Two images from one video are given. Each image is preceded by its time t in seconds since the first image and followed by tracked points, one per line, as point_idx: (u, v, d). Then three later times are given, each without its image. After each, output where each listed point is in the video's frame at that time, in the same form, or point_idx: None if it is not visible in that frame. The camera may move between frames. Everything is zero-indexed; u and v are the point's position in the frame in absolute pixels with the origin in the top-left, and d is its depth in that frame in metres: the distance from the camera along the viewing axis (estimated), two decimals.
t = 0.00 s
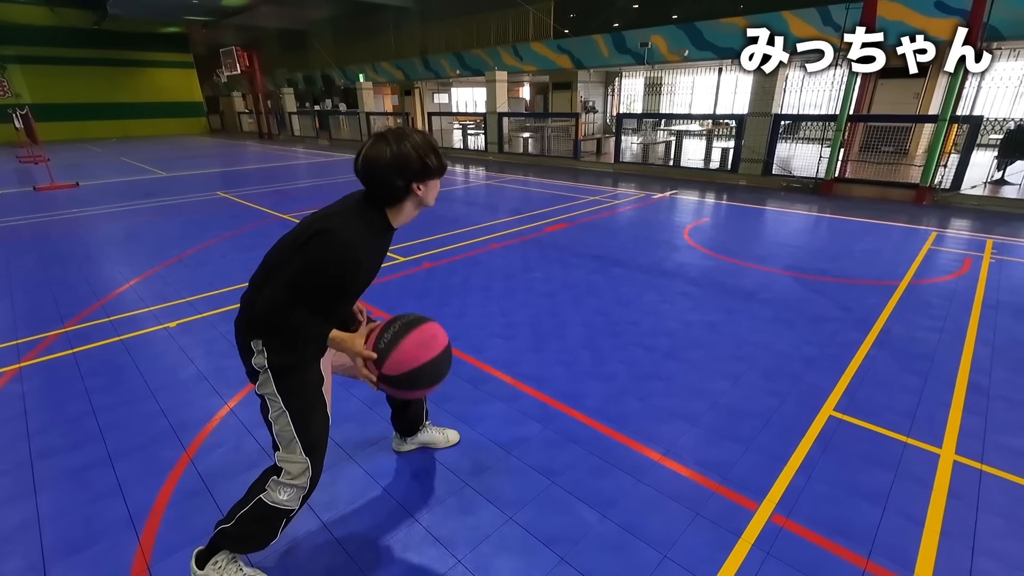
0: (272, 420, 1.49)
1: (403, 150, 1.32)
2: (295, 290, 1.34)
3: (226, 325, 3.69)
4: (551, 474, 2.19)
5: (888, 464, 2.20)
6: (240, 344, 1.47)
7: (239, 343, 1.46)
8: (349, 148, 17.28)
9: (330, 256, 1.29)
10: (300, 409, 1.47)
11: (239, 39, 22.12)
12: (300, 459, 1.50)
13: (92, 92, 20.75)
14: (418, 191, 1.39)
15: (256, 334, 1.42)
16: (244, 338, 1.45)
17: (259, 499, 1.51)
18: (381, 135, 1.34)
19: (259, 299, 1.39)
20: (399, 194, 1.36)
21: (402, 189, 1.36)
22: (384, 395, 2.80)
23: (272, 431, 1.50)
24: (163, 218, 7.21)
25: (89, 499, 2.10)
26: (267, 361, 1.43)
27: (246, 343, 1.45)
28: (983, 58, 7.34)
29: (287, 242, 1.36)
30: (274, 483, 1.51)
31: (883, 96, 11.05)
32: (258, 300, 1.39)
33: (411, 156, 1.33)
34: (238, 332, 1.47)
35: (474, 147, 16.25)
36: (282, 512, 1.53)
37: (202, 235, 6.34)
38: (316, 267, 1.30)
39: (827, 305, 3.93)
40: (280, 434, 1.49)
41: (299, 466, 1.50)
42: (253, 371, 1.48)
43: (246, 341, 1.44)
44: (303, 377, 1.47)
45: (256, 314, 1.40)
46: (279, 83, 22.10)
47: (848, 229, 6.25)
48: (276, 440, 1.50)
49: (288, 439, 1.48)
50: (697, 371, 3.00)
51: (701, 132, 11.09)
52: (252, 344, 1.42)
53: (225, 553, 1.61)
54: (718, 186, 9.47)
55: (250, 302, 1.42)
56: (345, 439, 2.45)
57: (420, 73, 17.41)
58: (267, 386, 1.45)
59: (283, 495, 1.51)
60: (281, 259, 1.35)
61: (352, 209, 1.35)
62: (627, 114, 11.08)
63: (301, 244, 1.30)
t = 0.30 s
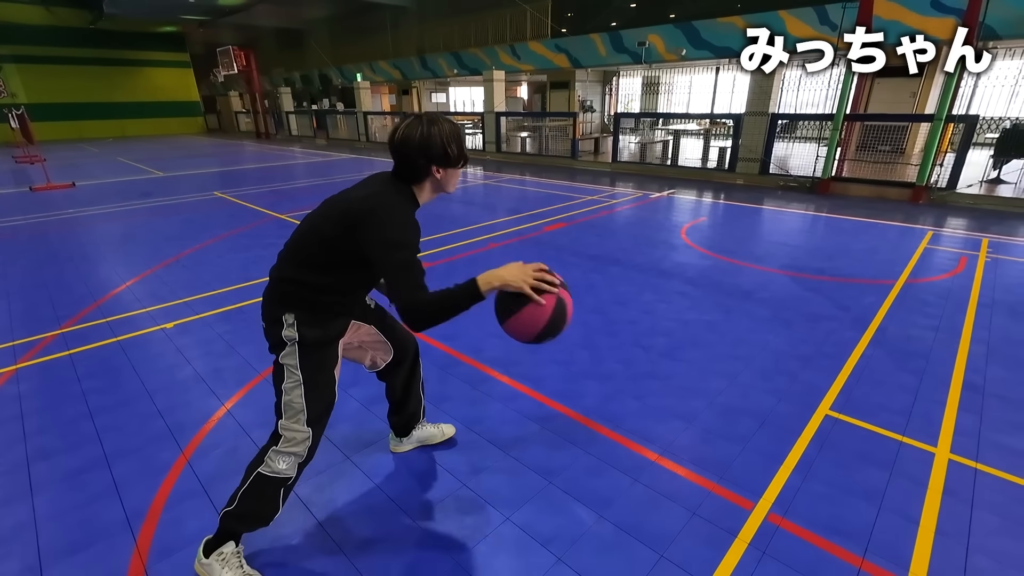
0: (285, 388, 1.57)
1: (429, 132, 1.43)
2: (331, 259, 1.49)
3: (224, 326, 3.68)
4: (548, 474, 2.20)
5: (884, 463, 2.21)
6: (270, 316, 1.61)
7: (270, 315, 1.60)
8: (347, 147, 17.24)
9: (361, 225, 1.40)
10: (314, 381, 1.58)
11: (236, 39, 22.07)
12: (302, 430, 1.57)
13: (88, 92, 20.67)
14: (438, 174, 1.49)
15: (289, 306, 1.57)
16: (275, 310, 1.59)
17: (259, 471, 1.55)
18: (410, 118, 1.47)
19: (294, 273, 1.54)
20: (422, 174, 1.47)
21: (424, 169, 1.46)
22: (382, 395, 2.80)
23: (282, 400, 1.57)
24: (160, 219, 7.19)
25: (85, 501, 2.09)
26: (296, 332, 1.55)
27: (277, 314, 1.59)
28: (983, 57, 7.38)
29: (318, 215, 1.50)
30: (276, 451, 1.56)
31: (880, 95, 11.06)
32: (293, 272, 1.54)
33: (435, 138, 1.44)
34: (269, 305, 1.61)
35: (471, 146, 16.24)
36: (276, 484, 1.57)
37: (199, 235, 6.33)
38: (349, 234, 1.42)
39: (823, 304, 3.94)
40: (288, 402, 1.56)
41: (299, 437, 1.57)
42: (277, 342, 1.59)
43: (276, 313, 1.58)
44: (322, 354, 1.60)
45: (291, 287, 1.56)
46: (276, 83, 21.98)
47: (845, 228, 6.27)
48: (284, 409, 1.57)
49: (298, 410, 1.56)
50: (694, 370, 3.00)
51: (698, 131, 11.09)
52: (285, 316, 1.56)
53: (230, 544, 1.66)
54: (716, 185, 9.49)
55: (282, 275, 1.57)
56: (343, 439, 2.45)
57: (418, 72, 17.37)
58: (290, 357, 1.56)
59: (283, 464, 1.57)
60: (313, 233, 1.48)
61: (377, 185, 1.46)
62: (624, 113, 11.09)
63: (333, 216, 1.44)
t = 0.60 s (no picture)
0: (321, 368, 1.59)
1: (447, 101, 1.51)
2: (364, 232, 1.50)
3: (219, 328, 3.67)
4: (544, 476, 2.20)
5: (877, 463, 2.22)
6: (297, 299, 1.60)
7: (299, 299, 1.59)
8: (343, 149, 17.20)
9: (392, 190, 1.41)
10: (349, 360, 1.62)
11: (233, 40, 22.03)
12: (339, 411, 1.64)
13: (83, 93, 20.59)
14: (448, 141, 1.55)
15: (326, 284, 1.56)
16: (303, 292, 1.57)
17: (293, 452, 1.62)
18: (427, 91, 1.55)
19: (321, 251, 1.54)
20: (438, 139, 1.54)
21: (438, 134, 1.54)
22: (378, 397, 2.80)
23: (320, 382, 1.61)
24: (155, 221, 7.16)
25: (79, 505, 2.09)
26: (334, 311, 1.56)
27: (306, 297, 1.57)
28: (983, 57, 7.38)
29: (340, 188, 1.52)
30: (311, 434, 1.63)
31: (875, 96, 11.12)
32: (320, 251, 1.54)
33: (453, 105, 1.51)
34: (294, 289, 1.60)
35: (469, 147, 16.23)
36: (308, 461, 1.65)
37: (195, 237, 6.31)
38: (379, 203, 1.43)
39: (818, 304, 3.95)
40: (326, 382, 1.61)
41: (336, 417, 1.64)
42: (309, 325, 1.58)
43: (304, 295, 1.57)
44: (354, 330, 1.63)
45: (318, 264, 1.55)
46: (273, 83, 21.92)
47: (840, 229, 6.30)
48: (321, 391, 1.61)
49: (336, 391, 1.62)
50: (689, 371, 3.01)
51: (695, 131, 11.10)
52: (318, 295, 1.55)
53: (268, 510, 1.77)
54: (712, 186, 9.51)
55: (308, 255, 1.56)
56: (339, 440, 2.45)
57: (415, 73, 17.38)
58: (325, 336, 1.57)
59: (317, 444, 1.64)
60: (339, 206, 1.49)
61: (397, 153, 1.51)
62: (621, 114, 11.11)
63: (359, 186, 1.46)
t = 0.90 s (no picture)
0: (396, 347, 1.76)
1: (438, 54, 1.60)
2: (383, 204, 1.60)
3: (210, 333, 3.66)
4: (536, 479, 2.21)
5: (865, 464, 2.25)
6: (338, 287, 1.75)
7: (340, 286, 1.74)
8: (336, 152, 17.14)
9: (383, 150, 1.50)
10: (415, 331, 1.77)
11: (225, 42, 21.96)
12: (433, 375, 1.81)
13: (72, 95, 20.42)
14: (456, 93, 1.65)
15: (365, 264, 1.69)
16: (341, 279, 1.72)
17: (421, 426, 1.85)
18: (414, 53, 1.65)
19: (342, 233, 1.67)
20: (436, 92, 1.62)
21: (442, 86, 1.62)
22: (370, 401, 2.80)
23: (405, 361, 1.78)
24: (146, 224, 7.11)
25: (67, 512, 2.07)
26: (377, 292, 1.70)
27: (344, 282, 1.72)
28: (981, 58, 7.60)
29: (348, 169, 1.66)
30: (429, 405, 1.83)
31: (863, 100, 11.25)
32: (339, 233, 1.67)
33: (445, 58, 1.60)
34: (333, 278, 1.76)
35: (462, 150, 16.23)
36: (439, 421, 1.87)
37: (186, 240, 6.28)
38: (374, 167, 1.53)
39: (807, 307, 3.99)
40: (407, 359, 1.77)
41: (433, 381, 1.81)
42: (357, 310, 1.73)
43: (346, 280, 1.71)
44: (403, 301, 1.76)
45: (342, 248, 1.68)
46: (266, 86, 21.90)
47: (830, 232, 6.37)
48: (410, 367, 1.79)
49: (422, 361, 1.78)
50: (681, 374, 3.03)
51: (686, 135, 11.17)
52: (356, 280, 1.69)
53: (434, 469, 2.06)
54: (703, 190, 9.57)
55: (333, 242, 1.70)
56: (330, 446, 2.44)
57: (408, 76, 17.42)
58: (379, 317, 1.71)
59: (436, 408, 1.85)
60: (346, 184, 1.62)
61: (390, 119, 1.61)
62: (613, 118, 11.14)
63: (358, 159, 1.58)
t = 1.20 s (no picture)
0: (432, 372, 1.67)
1: (446, 46, 1.44)
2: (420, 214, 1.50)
3: (193, 342, 3.60)
4: (523, 487, 2.20)
5: (846, 468, 2.28)
6: (371, 311, 1.63)
7: (374, 310, 1.61)
8: (323, 158, 17.05)
9: (425, 160, 1.40)
10: (450, 352, 1.70)
11: (211, 48, 21.84)
12: (464, 406, 1.77)
13: (53, 101, 20.11)
14: (470, 87, 1.52)
15: (405, 284, 1.58)
16: (376, 302, 1.60)
17: (454, 458, 1.82)
18: (417, 48, 1.49)
19: (376, 252, 1.56)
20: (450, 89, 1.48)
21: (455, 85, 1.48)
22: (356, 409, 2.78)
23: (438, 389, 1.69)
24: (128, 231, 7.01)
25: (43, 527, 2.02)
26: (421, 311, 1.61)
27: (380, 305, 1.60)
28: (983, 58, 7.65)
29: (370, 183, 1.54)
30: (459, 441, 1.79)
31: (842, 110, 11.51)
32: (375, 253, 1.56)
33: (454, 50, 1.45)
34: (364, 302, 1.63)
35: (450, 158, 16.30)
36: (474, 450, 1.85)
37: (169, 247, 6.20)
38: (417, 179, 1.43)
39: (790, 313, 4.05)
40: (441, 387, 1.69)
41: (465, 415, 1.78)
42: (396, 334, 1.62)
43: (385, 303, 1.58)
44: (441, 319, 1.68)
45: (377, 269, 1.57)
46: (251, 92, 21.82)
47: (812, 238, 6.48)
48: (442, 399, 1.70)
49: (454, 392, 1.72)
50: (666, 380, 3.05)
51: (671, 143, 11.31)
52: (398, 302, 1.58)
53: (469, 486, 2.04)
54: (688, 197, 9.69)
55: (365, 263, 1.59)
56: (316, 456, 2.41)
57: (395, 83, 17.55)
58: (422, 339, 1.62)
59: (468, 441, 1.82)
60: (377, 199, 1.51)
61: (409, 124, 1.48)
62: (599, 126, 11.24)
63: (387, 173, 1.47)
